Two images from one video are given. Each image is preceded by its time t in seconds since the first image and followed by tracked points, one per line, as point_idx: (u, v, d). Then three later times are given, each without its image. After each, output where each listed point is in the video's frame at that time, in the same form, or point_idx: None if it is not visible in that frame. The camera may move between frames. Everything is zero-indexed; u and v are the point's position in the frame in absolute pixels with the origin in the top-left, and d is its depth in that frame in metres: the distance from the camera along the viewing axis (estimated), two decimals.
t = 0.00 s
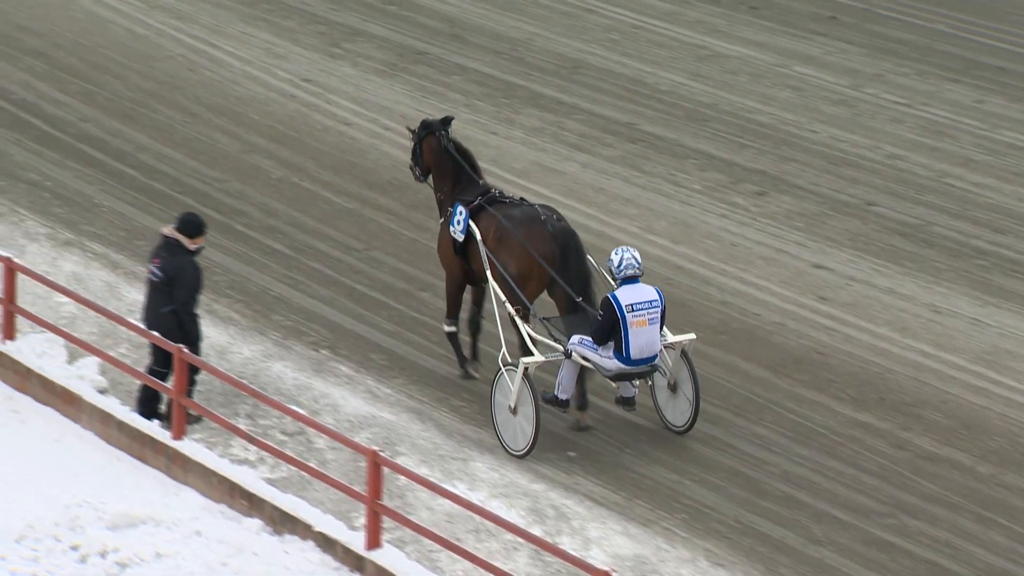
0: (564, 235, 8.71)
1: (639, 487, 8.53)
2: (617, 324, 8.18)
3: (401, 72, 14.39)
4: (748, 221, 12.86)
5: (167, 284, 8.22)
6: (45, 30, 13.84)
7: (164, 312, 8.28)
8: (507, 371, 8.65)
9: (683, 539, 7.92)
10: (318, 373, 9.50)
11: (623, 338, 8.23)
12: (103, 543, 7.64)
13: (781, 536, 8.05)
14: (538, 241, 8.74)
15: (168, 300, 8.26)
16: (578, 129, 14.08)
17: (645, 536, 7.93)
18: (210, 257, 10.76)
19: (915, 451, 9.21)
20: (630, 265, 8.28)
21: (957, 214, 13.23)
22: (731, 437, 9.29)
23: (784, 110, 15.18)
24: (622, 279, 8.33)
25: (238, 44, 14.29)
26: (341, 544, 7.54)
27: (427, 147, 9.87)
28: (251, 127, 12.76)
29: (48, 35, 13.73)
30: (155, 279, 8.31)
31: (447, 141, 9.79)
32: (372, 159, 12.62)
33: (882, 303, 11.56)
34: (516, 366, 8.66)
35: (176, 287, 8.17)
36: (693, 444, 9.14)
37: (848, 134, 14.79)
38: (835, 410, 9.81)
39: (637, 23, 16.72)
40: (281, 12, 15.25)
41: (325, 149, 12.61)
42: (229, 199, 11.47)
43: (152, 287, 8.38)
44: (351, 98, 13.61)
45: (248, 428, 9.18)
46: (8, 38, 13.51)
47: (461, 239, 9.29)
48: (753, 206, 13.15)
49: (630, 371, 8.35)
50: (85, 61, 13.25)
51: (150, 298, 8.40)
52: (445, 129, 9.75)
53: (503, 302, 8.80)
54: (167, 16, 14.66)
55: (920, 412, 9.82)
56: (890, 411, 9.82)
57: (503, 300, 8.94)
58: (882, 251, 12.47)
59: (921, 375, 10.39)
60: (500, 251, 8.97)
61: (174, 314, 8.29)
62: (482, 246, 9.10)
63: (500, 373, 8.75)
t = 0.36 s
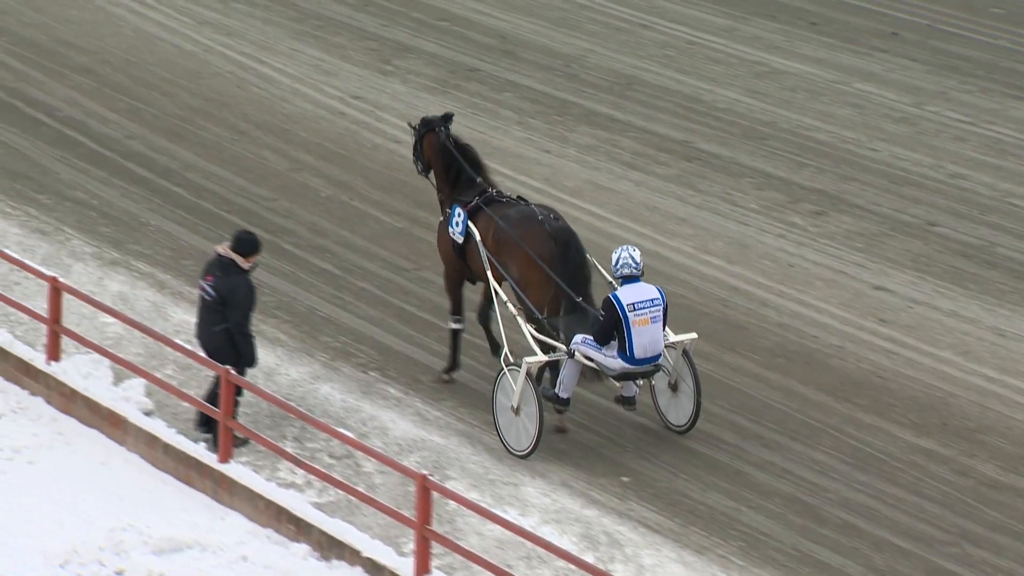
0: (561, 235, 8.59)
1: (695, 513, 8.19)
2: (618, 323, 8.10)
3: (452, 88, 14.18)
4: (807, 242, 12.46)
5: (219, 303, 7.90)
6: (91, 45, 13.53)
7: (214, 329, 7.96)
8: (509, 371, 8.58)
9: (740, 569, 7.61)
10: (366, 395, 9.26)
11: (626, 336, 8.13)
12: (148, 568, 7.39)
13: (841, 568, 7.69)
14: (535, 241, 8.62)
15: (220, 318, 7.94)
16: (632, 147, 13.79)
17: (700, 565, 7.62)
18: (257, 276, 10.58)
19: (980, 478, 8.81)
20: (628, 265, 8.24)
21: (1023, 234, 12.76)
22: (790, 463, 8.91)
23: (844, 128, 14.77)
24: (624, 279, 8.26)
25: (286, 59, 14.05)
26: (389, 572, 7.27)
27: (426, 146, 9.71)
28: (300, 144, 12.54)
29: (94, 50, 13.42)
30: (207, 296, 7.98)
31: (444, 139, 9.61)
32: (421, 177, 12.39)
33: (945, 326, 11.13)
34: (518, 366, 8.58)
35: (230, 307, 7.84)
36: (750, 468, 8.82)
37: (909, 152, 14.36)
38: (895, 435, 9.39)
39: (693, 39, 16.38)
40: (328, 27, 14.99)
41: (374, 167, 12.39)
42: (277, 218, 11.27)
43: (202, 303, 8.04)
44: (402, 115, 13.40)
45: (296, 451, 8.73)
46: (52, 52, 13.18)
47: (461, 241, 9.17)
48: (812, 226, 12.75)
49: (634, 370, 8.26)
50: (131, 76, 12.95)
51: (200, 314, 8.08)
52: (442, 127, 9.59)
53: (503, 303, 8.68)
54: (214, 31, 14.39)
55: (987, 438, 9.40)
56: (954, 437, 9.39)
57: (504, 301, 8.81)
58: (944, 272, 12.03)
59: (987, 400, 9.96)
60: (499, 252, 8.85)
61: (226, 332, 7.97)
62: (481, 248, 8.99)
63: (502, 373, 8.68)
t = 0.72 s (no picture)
0: (562, 237, 8.59)
1: (749, 541, 7.86)
2: (618, 323, 8.02)
3: (502, 106, 13.99)
4: (864, 263, 12.08)
5: (272, 322, 7.69)
6: (137, 62, 13.35)
7: (265, 349, 7.75)
8: (507, 371, 8.53)
9: None
10: (414, 419, 9.01)
11: (625, 337, 8.05)
12: None
13: None
14: (536, 242, 8.62)
15: (273, 338, 7.73)
16: (685, 166, 13.49)
17: None
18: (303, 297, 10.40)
19: None
20: (638, 264, 8.14)
21: None
22: (848, 491, 8.54)
23: (903, 148, 14.37)
24: (628, 278, 8.16)
25: (334, 77, 13.89)
26: None
27: (433, 144, 9.69)
28: (347, 163, 12.36)
29: (139, 67, 13.25)
30: (258, 316, 7.77)
31: (452, 138, 9.57)
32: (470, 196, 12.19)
33: (1008, 350, 10.70)
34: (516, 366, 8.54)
35: (283, 326, 7.64)
36: (805, 494, 8.47)
37: (970, 172, 13.93)
38: (955, 463, 8.99)
39: (749, 56, 16.07)
40: (376, 44, 14.80)
41: (422, 186, 12.18)
42: (323, 238, 11.09)
43: (252, 322, 7.83)
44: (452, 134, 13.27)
45: (341, 475, 8.46)
46: (97, 69, 12.99)
47: (464, 240, 9.19)
48: (869, 248, 12.37)
49: (632, 371, 8.17)
50: (178, 95, 12.80)
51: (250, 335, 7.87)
52: (449, 127, 9.58)
53: (503, 302, 8.69)
54: (261, 48, 14.22)
55: None
56: (1017, 464, 8.99)
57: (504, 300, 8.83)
58: (1006, 295, 11.60)
59: None
60: (501, 252, 8.86)
61: (278, 351, 7.76)
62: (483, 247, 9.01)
63: (501, 373, 8.63)
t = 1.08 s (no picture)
0: (557, 240, 8.61)
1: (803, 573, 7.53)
2: (617, 326, 8.00)
3: (549, 126, 13.78)
4: (920, 288, 11.70)
5: (326, 341, 7.46)
6: (180, 82, 13.22)
7: (320, 369, 7.51)
8: (506, 374, 8.51)
9: None
10: (458, 446, 8.77)
11: (624, 340, 8.03)
12: None
13: None
14: (531, 245, 8.57)
15: (328, 357, 7.50)
16: (736, 188, 13.19)
17: None
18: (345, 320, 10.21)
19: None
20: (636, 266, 8.10)
21: None
22: (905, 521, 8.18)
23: (961, 170, 13.96)
24: (627, 280, 8.11)
25: (378, 96, 13.73)
26: None
27: (433, 148, 9.56)
28: (390, 184, 12.18)
29: (182, 88, 13.12)
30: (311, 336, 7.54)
31: (451, 140, 9.43)
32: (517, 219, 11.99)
33: None
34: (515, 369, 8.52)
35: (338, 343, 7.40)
36: (860, 524, 8.12)
37: None
38: (1016, 494, 8.60)
39: (802, 76, 15.75)
40: (421, 64, 14.62)
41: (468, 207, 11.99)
42: (366, 260, 10.91)
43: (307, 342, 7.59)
44: (497, 155, 13.07)
45: (384, 503, 8.19)
46: (139, 89, 12.86)
47: (460, 244, 9.06)
48: (926, 272, 11.99)
49: (631, 373, 8.16)
50: (221, 116, 12.68)
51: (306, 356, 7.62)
52: (450, 129, 9.46)
53: (500, 306, 8.58)
54: (305, 68, 14.07)
55: None
56: None
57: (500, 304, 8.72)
58: None
59: None
60: (496, 256, 8.77)
61: (335, 369, 7.52)
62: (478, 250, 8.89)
63: (498, 377, 8.61)
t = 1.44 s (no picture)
0: (560, 245, 8.43)
1: None
2: (611, 329, 7.87)
3: (596, 148, 13.56)
4: (978, 314, 11.33)
5: (379, 355, 7.27)
6: (222, 103, 13.10)
7: (379, 385, 7.30)
8: (500, 377, 8.49)
9: None
10: (502, 473, 8.53)
11: (617, 343, 7.91)
12: None
13: None
14: (532, 251, 8.47)
15: (386, 370, 7.31)
16: (787, 211, 12.88)
17: None
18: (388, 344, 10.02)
19: None
20: (632, 270, 7.98)
21: None
22: (965, 556, 7.83)
23: (1019, 192, 13.55)
24: (621, 284, 7.99)
25: (422, 117, 13.56)
26: None
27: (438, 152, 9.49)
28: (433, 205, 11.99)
29: (224, 109, 12.99)
30: (360, 355, 7.33)
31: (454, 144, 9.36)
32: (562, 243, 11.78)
33: None
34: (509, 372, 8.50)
35: (393, 352, 7.23)
36: (919, 558, 7.78)
37: None
38: None
39: (855, 97, 15.42)
40: (466, 84, 14.46)
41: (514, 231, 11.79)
42: (409, 284, 10.73)
43: (355, 363, 7.37)
44: (542, 177, 12.85)
45: (426, 532, 7.92)
46: (181, 111, 12.74)
47: (459, 248, 9.05)
48: (983, 298, 11.61)
49: (624, 377, 8.04)
50: (263, 138, 12.56)
51: (357, 378, 7.38)
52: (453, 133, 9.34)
53: (497, 311, 8.56)
54: (348, 89, 13.93)
55: None
56: None
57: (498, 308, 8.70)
58: None
59: None
60: (495, 261, 8.73)
61: (394, 380, 7.34)
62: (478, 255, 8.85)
63: (494, 379, 8.60)
